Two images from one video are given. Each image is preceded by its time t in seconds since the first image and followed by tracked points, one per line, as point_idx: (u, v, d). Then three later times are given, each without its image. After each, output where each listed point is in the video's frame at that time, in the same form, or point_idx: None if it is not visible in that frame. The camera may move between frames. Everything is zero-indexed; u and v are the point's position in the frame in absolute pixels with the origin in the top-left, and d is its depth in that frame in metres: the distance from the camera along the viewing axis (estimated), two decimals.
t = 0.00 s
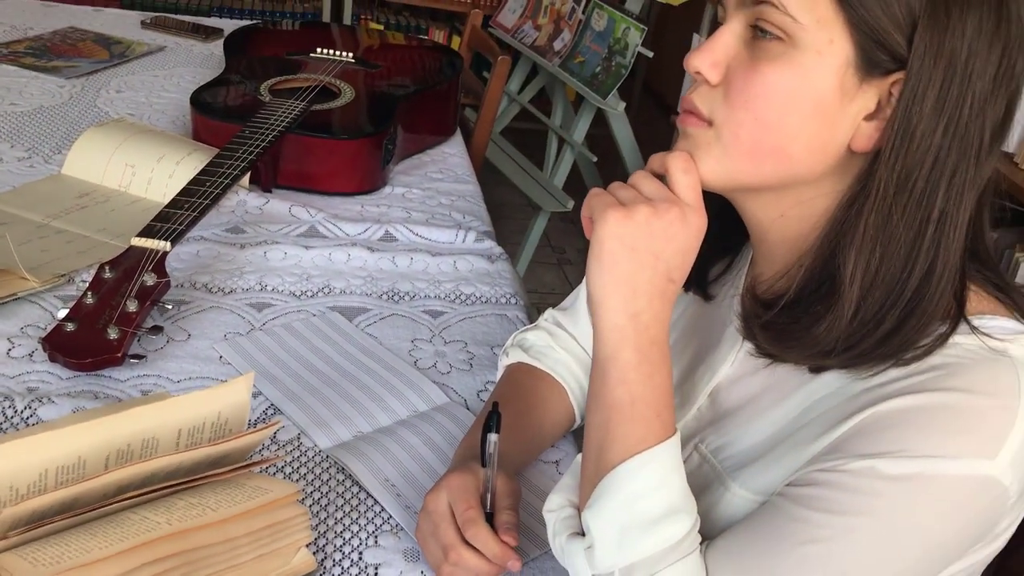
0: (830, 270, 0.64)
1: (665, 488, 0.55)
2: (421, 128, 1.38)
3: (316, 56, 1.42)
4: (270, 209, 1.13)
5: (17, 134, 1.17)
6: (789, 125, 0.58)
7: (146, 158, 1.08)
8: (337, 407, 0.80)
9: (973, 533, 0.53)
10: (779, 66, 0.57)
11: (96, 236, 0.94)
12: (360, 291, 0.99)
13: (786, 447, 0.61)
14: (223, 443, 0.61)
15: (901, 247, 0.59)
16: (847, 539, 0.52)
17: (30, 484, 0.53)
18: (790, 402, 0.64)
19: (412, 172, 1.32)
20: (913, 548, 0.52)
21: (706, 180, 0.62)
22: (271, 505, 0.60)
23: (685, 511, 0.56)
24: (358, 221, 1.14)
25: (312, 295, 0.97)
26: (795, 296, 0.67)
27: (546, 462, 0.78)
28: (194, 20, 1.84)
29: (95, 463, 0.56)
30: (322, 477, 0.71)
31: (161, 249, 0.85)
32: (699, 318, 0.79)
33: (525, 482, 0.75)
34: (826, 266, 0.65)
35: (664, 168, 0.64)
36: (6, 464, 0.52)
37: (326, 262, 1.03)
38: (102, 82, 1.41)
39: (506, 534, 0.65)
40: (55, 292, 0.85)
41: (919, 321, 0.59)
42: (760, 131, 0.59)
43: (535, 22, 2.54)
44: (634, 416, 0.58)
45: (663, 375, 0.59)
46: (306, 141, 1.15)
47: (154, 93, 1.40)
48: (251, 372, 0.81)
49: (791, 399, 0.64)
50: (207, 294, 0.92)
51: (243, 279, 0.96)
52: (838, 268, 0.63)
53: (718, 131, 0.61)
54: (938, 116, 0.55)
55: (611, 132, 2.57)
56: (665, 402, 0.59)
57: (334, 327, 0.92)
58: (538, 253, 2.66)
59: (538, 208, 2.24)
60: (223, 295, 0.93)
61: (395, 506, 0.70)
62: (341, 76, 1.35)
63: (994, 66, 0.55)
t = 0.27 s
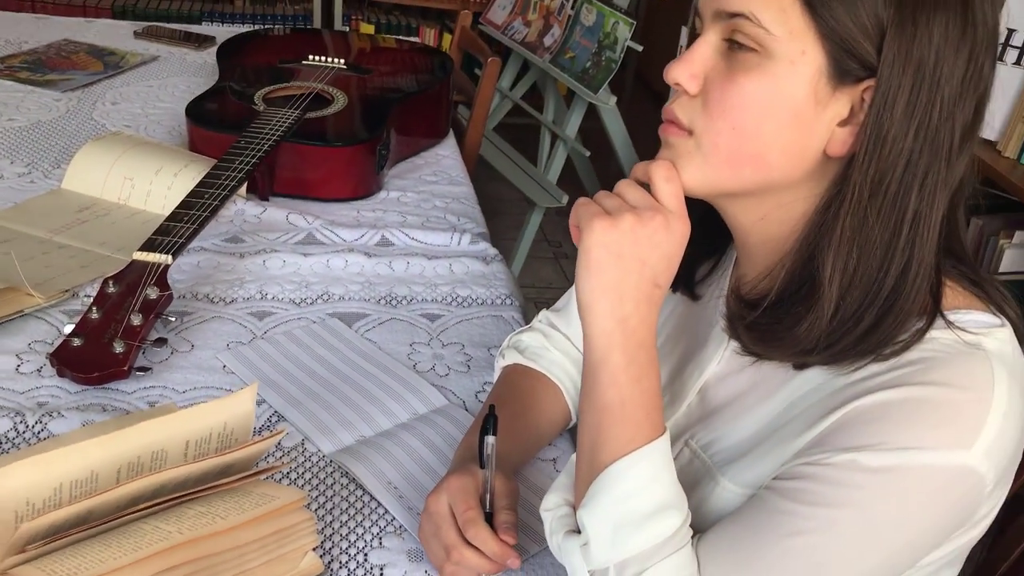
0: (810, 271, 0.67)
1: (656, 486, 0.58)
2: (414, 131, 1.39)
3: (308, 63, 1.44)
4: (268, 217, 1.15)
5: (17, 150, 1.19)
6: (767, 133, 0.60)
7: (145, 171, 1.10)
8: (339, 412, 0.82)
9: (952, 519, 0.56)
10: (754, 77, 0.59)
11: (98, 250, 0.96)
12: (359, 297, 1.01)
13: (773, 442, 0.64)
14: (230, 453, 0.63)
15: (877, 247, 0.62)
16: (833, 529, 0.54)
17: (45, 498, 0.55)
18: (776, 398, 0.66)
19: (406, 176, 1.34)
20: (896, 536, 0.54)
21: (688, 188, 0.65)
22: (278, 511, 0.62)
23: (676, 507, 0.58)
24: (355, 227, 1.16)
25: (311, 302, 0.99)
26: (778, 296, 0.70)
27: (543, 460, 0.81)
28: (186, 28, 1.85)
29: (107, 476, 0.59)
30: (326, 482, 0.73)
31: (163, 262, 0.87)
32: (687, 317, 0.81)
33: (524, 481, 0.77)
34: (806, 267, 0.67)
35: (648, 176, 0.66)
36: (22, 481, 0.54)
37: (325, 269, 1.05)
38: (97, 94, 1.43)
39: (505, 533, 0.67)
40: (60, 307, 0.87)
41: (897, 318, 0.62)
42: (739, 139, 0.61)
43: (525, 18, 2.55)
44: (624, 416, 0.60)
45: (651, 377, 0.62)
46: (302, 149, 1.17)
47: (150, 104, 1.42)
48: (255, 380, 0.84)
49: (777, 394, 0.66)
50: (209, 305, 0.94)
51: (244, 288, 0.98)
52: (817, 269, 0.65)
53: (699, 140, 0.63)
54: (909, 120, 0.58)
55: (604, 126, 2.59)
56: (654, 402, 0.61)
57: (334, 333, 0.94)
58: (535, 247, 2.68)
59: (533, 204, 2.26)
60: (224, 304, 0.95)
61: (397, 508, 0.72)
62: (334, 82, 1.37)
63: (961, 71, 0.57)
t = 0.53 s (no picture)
0: (790, 273, 0.69)
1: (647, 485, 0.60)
2: (410, 132, 1.41)
3: (304, 68, 1.45)
4: (268, 223, 1.17)
5: (20, 163, 1.21)
6: (745, 142, 0.62)
7: (146, 180, 1.12)
8: (342, 416, 0.85)
9: (932, 510, 0.58)
10: (731, 88, 0.61)
11: (103, 261, 0.98)
12: (359, 300, 1.03)
13: (760, 438, 0.66)
14: (236, 461, 0.65)
15: (856, 248, 0.64)
16: (818, 522, 0.56)
17: (60, 510, 0.58)
18: (762, 395, 0.68)
19: (403, 178, 1.35)
20: (878, 527, 0.56)
21: (670, 196, 0.66)
22: (284, 516, 0.64)
23: (666, 505, 0.60)
24: (354, 231, 1.17)
25: (312, 307, 1.01)
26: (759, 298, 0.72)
27: (541, 458, 0.83)
28: (183, 33, 1.87)
29: (119, 487, 0.61)
30: (331, 485, 0.76)
31: (166, 273, 0.89)
32: (676, 317, 0.83)
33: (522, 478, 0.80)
34: (786, 269, 0.69)
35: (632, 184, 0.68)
36: (38, 495, 0.56)
37: (325, 274, 1.07)
38: (97, 103, 1.45)
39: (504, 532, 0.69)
40: (67, 319, 0.90)
41: (877, 316, 0.64)
42: (718, 148, 0.62)
43: (519, 12, 2.56)
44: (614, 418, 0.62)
45: (639, 380, 0.64)
46: (300, 154, 1.19)
47: (148, 111, 1.44)
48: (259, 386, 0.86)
49: (764, 391, 0.68)
50: (213, 312, 0.96)
51: (246, 295, 1.00)
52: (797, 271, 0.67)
53: (680, 149, 0.64)
54: (883, 126, 0.60)
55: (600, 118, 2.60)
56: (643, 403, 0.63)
57: (336, 337, 0.96)
58: (536, 240, 2.70)
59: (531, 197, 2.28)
60: (227, 312, 0.97)
61: (400, 508, 0.75)
62: (330, 87, 1.39)
63: (933, 76, 0.59)
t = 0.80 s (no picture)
0: (773, 278, 0.70)
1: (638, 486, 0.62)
2: (409, 133, 1.42)
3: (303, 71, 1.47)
4: (270, 228, 1.18)
5: (26, 172, 1.23)
6: (723, 152, 0.63)
7: (149, 188, 1.13)
8: (345, 419, 0.86)
9: (915, 505, 0.59)
10: (710, 99, 0.62)
11: (109, 270, 1.00)
12: (360, 303, 1.05)
13: (747, 438, 0.67)
14: (239, 468, 0.67)
15: (837, 252, 0.66)
16: (803, 519, 0.58)
17: (69, 519, 0.59)
18: (750, 394, 0.70)
19: (403, 178, 1.37)
20: (862, 523, 0.58)
21: (654, 204, 0.68)
22: (287, 520, 0.66)
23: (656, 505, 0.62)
24: (355, 233, 1.19)
25: (314, 311, 1.02)
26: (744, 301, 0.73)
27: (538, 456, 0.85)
28: (186, 37, 1.89)
29: (126, 495, 0.63)
30: (333, 487, 0.78)
31: (170, 282, 0.91)
32: (667, 318, 0.85)
33: (521, 478, 0.81)
34: (769, 273, 0.71)
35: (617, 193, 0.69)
36: (48, 506, 0.58)
37: (326, 277, 1.09)
38: (101, 110, 1.46)
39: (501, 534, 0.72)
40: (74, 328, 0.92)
41: (860, 317, 0.65)
42: (699, 158, 0.64)
43: (519, 6, 2.56)
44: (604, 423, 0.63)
45: (627, 384, 0.65)
46: (300, 158, 1.20)
47: (151, 117, 1.46)
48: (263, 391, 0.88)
49: (751, 390, 0.70)
50: (216, 318, 0.98)
51: (249, 300, 1.02)
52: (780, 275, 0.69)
53: (664, 160, 0.66)
54: (860, 133, 0.62)
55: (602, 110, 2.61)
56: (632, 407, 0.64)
57: (337, 340, 0.98)
58: (540, 232, 2.71)
59: (534, 191, 2.29)
60: (231, 317, 0.99)
61: (401, 509, 0.77)
62: (330, 89, 1.40)
63: (906, 83, 0.61)
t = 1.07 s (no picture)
0: (767, 282, 0.71)
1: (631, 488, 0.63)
2: (412, 136, 1.43)
3: (307, 77, 1.48)
4: (276, 233, 1.20)
5: (35, 182, 1.25)
6: (711, 166, 0.64)
7: (156, 196, 1.15)
8: (349, 423, 0.88)
9: (909, 506, 0.60)
10: (695, 115, 0.63)
11: (117, 278, 1.02)
12: (364, 307, 1.06)
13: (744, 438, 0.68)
14: (244, 474, 0.69)
15: (827, 255, 0.66)
16: (798, 519, 0.59)
17: (79, 527, 0.61)
18: (748, 394, 0.71)
19: (407, 182, 1.38)
20: (856, 523, 0.59)
21: (649, 217, 0.69)
22: (292, 525, 0.68)
23: (652, 509, 0.63)
24: (359, 237, 1.21)
25: (319, 315, 1.04)
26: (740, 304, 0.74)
27: (539, 458, 0.86)
28: (192, 43, 1.90)
29: (134, 503, 0.64)
30: (338, 490, 0.79)
31: (177, 290, 0.93)
32: (667, 320, 0.86)
33: (523, 480, 0.83)
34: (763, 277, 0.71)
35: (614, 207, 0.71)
36: (59, 515, 0.60)
37: (331, 282, 1.10)
38: (108, 118, 1.48)
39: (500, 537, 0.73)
40: (84, 336, 0.94)
41: (855, 319, 0.66)
42: (689, 172, 0.65)
43: (523, 4, 2.57)
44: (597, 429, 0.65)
45: (621, 389, 0.66)
46: (304, 164, 1.22)
47: (158, 124, 1.47)
48: (270, 396, 0.89)
49: (749, 390, 0.71)
50: (223, 324, 1.00)
51: (255, 306, 1.04)
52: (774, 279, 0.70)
53: (656, 175, 0.67)
54: (843, 136, 0.62)
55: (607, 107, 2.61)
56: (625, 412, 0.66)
57: (342, 344, 0.99)
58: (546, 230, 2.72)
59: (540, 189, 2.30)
60: (237, 323, 1.00)
61: (406, 511, 0.78)
62: (334, 95, 1.42)
63: (889, 83, 0.61)
